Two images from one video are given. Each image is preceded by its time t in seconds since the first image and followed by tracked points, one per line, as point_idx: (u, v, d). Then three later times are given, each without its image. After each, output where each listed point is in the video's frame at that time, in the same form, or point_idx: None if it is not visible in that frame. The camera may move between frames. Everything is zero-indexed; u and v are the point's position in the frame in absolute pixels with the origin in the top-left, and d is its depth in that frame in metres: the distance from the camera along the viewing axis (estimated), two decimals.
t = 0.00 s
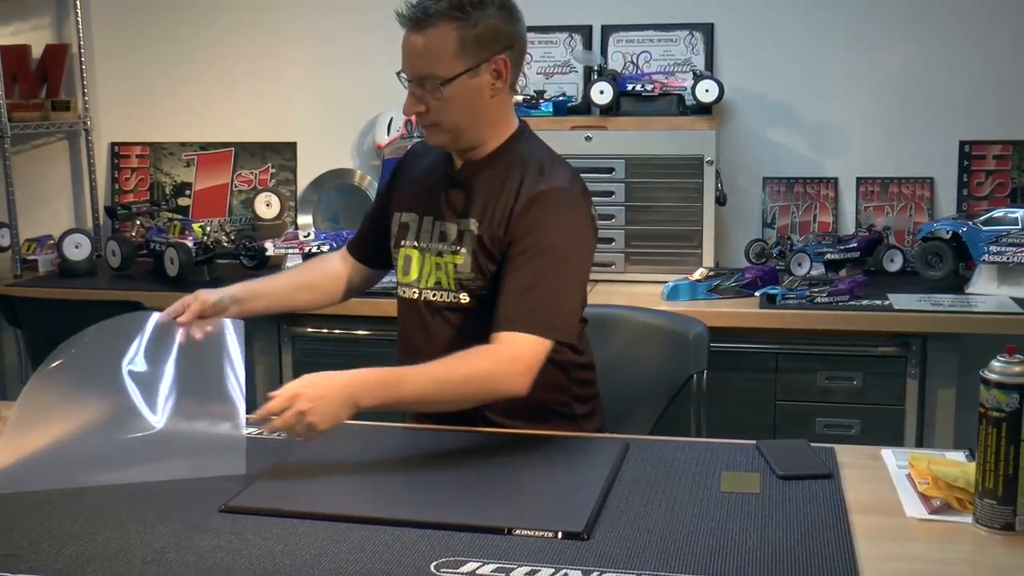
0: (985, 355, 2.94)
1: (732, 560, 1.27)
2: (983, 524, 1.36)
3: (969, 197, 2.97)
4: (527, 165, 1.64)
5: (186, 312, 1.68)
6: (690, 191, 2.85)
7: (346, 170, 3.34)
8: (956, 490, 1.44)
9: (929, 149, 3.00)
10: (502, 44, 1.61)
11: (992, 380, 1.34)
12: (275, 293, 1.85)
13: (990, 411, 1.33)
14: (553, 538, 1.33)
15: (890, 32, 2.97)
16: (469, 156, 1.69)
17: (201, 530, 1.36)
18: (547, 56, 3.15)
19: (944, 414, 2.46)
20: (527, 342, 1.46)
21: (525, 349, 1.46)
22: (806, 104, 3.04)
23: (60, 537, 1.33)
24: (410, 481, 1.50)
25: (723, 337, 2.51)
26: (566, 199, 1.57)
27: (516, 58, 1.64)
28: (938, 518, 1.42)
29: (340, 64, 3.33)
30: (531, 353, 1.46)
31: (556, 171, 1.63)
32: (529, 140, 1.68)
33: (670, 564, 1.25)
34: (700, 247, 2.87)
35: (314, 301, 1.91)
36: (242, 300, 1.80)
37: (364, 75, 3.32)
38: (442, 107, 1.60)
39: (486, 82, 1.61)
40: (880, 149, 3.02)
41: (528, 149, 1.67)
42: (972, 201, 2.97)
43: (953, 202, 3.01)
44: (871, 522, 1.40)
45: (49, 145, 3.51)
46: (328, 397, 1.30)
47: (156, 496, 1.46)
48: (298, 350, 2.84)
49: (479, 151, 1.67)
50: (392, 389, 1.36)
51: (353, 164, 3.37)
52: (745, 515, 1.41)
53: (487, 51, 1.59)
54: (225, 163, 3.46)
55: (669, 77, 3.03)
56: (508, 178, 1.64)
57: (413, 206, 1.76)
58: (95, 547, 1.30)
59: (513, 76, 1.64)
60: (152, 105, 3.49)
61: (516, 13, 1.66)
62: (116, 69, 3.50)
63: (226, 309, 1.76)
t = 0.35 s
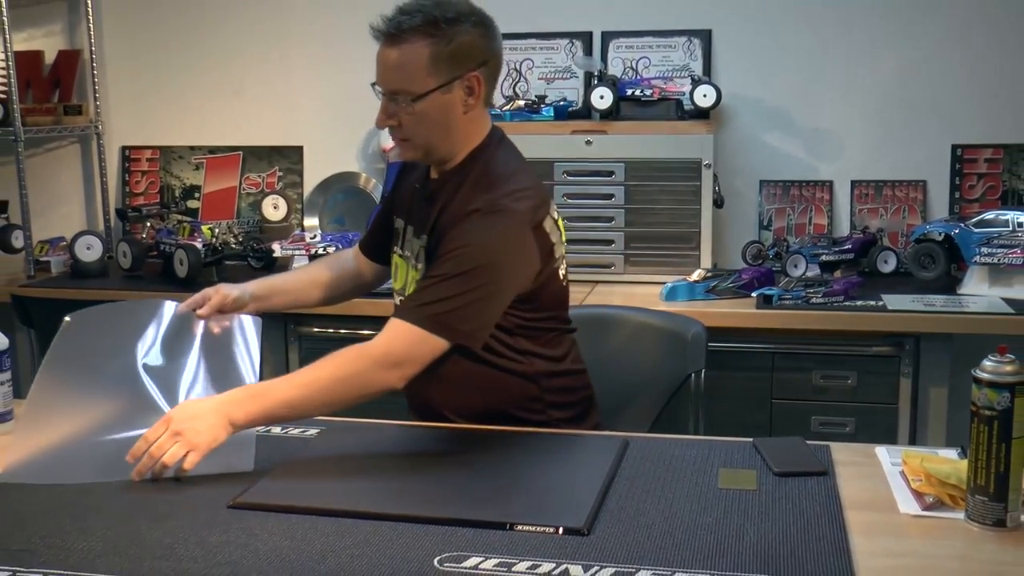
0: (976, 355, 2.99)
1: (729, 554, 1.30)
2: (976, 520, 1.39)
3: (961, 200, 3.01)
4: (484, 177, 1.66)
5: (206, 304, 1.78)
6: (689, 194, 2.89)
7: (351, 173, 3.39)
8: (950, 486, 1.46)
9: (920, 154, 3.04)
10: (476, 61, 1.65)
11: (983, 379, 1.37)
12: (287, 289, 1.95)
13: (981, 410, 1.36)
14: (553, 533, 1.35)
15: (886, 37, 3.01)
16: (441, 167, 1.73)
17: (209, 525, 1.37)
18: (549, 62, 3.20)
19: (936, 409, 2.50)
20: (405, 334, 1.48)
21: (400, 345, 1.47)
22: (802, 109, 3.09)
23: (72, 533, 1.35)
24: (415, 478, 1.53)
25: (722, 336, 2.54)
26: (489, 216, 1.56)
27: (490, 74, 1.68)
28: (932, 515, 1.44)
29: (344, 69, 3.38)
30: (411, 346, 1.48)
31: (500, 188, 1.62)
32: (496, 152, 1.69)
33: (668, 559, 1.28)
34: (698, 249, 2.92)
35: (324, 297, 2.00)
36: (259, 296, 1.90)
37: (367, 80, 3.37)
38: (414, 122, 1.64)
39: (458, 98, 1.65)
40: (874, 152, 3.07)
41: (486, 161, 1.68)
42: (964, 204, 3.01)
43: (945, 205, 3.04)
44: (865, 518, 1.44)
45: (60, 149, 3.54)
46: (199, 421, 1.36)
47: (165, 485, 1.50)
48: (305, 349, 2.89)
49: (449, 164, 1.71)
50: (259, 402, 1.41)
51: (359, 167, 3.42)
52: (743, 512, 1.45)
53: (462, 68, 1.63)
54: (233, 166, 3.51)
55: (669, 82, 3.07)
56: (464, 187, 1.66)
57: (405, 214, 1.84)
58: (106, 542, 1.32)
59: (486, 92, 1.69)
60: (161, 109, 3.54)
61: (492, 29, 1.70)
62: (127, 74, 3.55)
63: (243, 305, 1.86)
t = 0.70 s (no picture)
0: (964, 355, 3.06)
1: (725, 549, 1.31)
2: (964, 515, 1.42)
3: (949, 202, 3.07)
4: (456, 176, 1.71)
5: (212, 344, 1.81)
6: (686, 197, 2.94)
7: (355, 176, 3.45)
8: (939, 483, 1.49)
9: (911, 158, 3.09)
10: (427, 65, 1.67)
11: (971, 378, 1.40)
12: (293, 319, 1.92)
13: (970, 407, 1.39)
14: (553, 528, 1.36)
15: (880, 44, 3.06)
16: (411, 172, 1.77)
17: (217, 520, 1.38)
18: (548, 68, 3.26)
19: (926, 404, 2.56)
20: (400, 336, 1.52)
21: (394, 347, 1.51)
22: (795, 114, 3.14)
23: (82, 527, 1.36)
24: (419, 473, 1.54)
25: (718, 335, 2.60)
26: (467, 212, 1.61)
27: (444, 76, 1.70)
28: (922, 510, 1.47)
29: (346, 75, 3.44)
30: (406, 349, 1.52)
31: (474, 186, 1.66)
32: (464, 154, 1.74)
33: (667, 553, 1.29)
34: (694, 250, 2.97)
35: (331, 322, 1.97)
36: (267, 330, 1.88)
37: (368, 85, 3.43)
38: (374, 131, 1.68)
39: (415, 103, 1.68)
40: (865, 156, 3.12)
41: (457, 163, 1.72)
42: (953, 206, 3.06)
43: (933, 207, 3.10)
44: (860, 514, 1.46)
45: (74, 152, 3.64)
46: (198, 419, 1.43)
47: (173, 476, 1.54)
48: (310, 348, 2.94)
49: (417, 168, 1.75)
50: (257, 400, 1.47)
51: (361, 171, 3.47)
52: (738, 508, 1.46)
53: (413, 75, 1.65)
54: (240, 170, 3.57)
55: (664, 87, 3.12)
56: (439, 190, 1.71)
57: (386, 224, 1.88)
58: (117, 536, 1.33)
59: (444, 94, 1.71)
60: (170, 115, 3.60)
61: (443, 33, 1.72)
62: (135, 80, 3.61)
63: (249, 340, 1.86)
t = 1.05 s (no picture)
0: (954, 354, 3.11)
1: (722, 544, 1.33)
2: (954, 510, 1.42)
3: (939, 204, 3.12)
4: (448, 174, 1.76)
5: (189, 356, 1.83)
6: (681, 199, 2.99)
7: (361, 179, 3.48)
8: (929, 478, 1.50)
9: (902, 159, 3.14)
10: (413, 68, 1.72)
11: (960, 375, 1.40)
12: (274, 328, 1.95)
13: (958, 405, 1.39)
14: (552, 523, 1.39)
15: (874, 49, 3.11)
16: (402, 174, 1.82)
17: (225, 515, 1.42)
18: (547, 73, 3.32)
19: (916, 405, 2.59)
20: (397, 328, 1.56)
21: (390, 337, 1.56)
22: (789, 117, 3.19)
23: (93, 521, 1.40)
24: (420, 469, 1.58)
25: (713, 334, 2.65)
26: (461, 206, 1.66)
27: (431, 79, 1.75)
28: (913, 506, 1.48)
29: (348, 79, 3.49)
30: (402, 340, 1.57)
31: (467, 182, 1.72)
32: (455, 153, 1.79)
33: (662, 548, 1.31)
34: (691, 251, 3.02)
35: (312, 329, 2.02)
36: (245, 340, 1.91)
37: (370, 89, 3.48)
38: (362, 133, 1.73)
39: (402, 105, 1.72)
40: (858, 158, 3.17)
41: (449, 162, 1.77)
42: (942, 208, 3.12)
43: (924, 209, 3.15)
44: (851, 509, 1.47)
45: (83, 156, 3.69)
46: (200, 414, 1.46)
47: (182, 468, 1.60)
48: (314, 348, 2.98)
49: (407, 169, 1.80)
50: (257, 394, 1.50)
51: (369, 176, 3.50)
52: (734, 502, 1.48)
53: (399, 78, 1.70)
54: (247, 173, 3.62)
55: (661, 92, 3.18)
56: (431, 188, 1.76)
57: (379, 225, 1.92)
58: (126, 531, 1.36)
59: (430, 96, 1.76)
60: (178, 119, 3.66)
61: (428, 37, 1.77)
62: (143, 84, 3.66)
63: (227, 352, 1.87)
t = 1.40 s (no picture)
0: (951, 354, 3.15)
1: (723, 539, 1.34)
2: (952, 507, 1.43)
3: (937, 206, 3.15)
4: (452, 174, 1.80)
5: (196, 347, 1.86)
6: (683, 201, 3.04)
7: (369, 182, 3.54)
8: (927, 476, 1.50)
9: (901, 161, 3.17)
10: (421, 70, 1.76)
11: (958, 375, 1.41)
12: (280, 324, 2.00)
13: (957, 404, 1.40)
14: (556, 519, 1.42)
15: (874, 53, 3.14)
16: (408, 174, 1.86)
17: (235, 511, 1.45)
18: (552, 77, 3.36)
19: (914, 405, 2.63)
20: (397, 317, 1.60)
21: (389, 326, 1.59)
22: (789, 120, 3.23)
23: (106, 517, 1.44)
24: (425, 466, 1.61)
25: (714, 334, 2.69)
26: (465, 202, 1.70)
27: (437, 81, 1.79)
28: (912, 503, 1.48)
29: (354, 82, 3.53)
30: (402, 328, 1.60)
31: (472, 181, 1.76)
32: (459, 153, 1.84)
33: (664, 542, 1.33)
34: (693, 252, 3.05)
35: (315, 326, 2.06)
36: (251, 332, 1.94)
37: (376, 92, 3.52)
38: (371, 133, 1.78)
39: (409, 106, 1.77)
40: (858, 161, 3.20)
41: (454, 161, 1.82)
42: (940, 210, 3.15)
43: (922, 211, 3.18)
44: (850, 506, 1.47)
45: (97, 158, 3.75)
46: (205, 409, 1.48)
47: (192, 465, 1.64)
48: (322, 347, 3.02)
49: (413, 169, 1.84)
50: (260, 386, 1.52)
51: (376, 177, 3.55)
52: (734, 498, 1.49)
53: (406, 79, 1.75)
54: (257, 175, 3.67)
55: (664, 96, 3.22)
56: (436, 187, 1.80)
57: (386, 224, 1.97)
58: (139, 526, 1.40)
59: (437, 97, 1.80)
60: (191, 122, 3.71)
61: (435, 41, 1.82)
62: (155, 88, 3.71)
63: (233, 345, 1.91)
